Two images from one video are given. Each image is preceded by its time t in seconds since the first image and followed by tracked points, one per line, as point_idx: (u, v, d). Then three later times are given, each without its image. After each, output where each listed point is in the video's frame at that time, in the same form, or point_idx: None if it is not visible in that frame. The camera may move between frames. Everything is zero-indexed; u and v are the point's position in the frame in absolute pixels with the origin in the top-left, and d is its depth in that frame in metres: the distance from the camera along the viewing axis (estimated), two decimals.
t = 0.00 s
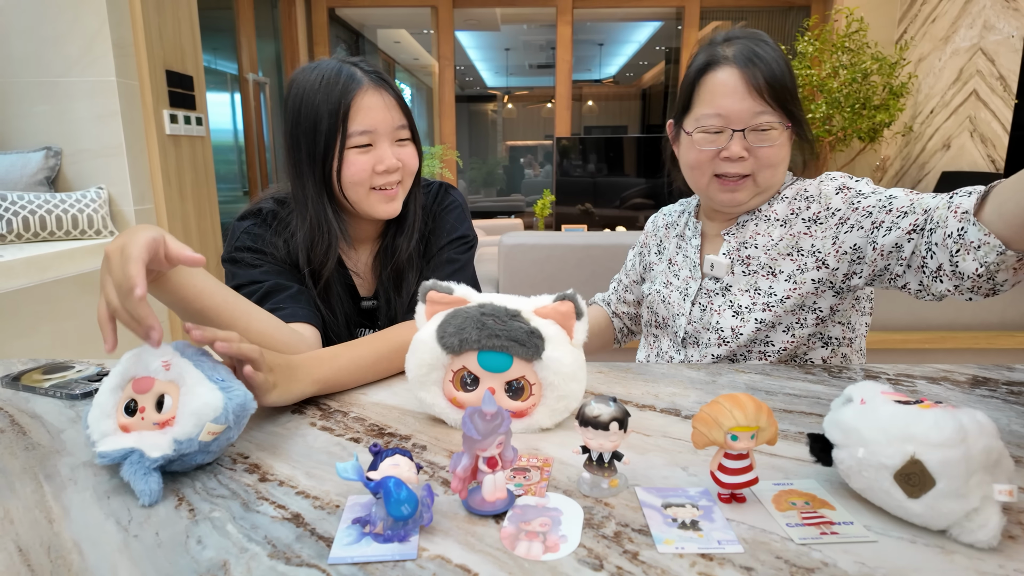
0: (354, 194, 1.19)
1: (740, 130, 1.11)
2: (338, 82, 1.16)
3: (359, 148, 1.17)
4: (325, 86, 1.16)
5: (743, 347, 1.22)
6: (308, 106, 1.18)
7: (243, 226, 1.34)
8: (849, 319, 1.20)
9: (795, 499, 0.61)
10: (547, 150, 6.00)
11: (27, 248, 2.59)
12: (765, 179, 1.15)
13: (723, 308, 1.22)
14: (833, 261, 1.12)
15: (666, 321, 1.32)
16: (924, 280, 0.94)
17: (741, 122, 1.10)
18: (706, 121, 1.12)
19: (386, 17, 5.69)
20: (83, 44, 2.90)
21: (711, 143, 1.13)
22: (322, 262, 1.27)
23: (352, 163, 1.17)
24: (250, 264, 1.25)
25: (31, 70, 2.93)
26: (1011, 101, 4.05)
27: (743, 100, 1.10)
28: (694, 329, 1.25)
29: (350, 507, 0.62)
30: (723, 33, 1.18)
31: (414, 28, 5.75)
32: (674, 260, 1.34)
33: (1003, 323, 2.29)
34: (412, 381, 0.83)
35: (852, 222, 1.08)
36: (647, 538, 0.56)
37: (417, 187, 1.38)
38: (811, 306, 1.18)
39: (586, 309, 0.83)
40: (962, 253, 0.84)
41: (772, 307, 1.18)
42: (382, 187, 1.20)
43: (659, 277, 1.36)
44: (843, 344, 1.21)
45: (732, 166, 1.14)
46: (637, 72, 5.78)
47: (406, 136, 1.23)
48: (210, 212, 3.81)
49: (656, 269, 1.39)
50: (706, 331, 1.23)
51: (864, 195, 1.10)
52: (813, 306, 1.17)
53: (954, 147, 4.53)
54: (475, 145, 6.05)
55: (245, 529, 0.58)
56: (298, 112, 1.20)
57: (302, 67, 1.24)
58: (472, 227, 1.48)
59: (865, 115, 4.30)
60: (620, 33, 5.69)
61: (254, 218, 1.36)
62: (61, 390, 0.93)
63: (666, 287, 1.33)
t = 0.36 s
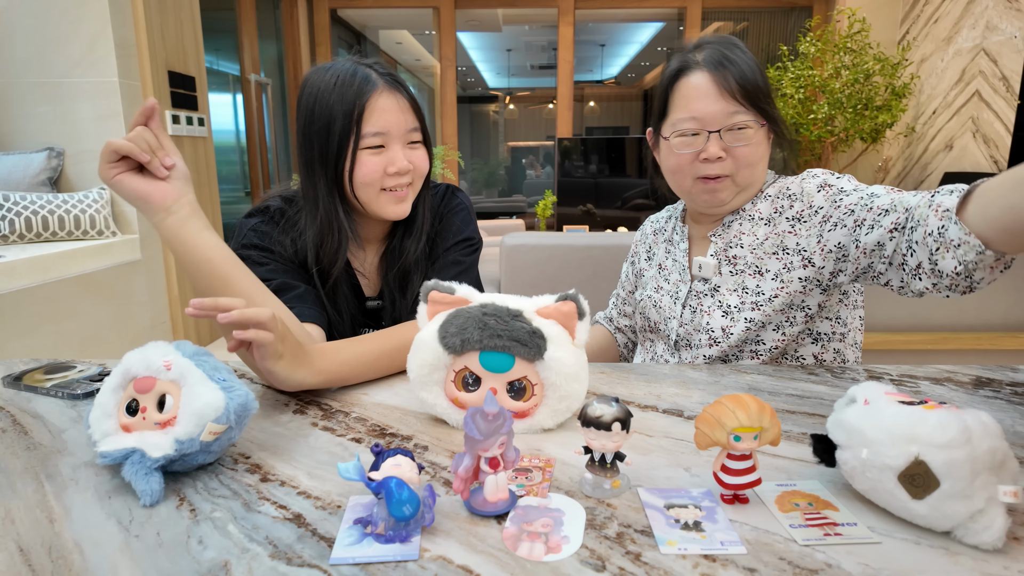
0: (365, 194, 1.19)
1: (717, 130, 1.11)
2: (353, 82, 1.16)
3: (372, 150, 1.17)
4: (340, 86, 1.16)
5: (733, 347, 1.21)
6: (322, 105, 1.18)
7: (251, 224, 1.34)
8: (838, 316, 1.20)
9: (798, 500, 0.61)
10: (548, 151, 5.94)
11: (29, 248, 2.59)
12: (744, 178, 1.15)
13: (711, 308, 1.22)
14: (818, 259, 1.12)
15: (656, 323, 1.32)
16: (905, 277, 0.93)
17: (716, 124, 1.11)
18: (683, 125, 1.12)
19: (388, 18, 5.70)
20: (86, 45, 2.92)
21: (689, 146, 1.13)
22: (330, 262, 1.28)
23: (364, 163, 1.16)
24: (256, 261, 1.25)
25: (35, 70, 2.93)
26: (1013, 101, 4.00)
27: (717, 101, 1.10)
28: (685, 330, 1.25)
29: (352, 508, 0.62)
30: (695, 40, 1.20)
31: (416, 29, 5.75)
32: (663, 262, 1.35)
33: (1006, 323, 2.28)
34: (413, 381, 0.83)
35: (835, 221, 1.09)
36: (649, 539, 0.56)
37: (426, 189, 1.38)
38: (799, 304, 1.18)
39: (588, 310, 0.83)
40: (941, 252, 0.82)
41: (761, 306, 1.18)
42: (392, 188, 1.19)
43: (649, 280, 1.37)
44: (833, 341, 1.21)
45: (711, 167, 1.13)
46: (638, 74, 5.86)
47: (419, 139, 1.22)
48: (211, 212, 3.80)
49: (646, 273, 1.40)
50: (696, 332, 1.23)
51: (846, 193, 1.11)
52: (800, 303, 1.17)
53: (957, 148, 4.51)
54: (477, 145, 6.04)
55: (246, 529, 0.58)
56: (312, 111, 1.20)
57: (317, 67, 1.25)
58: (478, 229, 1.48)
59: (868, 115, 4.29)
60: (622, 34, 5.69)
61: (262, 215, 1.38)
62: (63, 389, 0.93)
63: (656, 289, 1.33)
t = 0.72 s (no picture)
0: (387, 194, 1.19)
1: (689, 127, 1.13)
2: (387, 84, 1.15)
3: (400, 151, 1.16)
4: (373, 87, 1.16)
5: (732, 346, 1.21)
6: (351, 104, 1.17)
7: (265, 217, 1.34)
8: (835, 312, 1.20)
9: (801, 500, 0.61)
10: (549, 151, 5.94)
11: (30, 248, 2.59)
12: (717, 177, 1.15)
13: (708, 308, 1.21)
14: (813, 258, 1.12)
15: (654, 323, 1.32)
16: (899, 275, 0.95)
17: (688, 120, 1.13)
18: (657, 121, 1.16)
19: (389, 18, 5.68)
20: (87, 44, 2.92)
21: (662, 140, 1.16)
22: (345, 260, 1.28)
23: (390, 163, 1.16)
24: (270, 255, 1.25)
25: (37, 70, 2.93)
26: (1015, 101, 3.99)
27: (691, 98, 1.13)
28: (683, 331, 1.25)
29: (352, 508, 0.61)
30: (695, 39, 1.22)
31: (416, 29, 5.75)
32: (660, 262, 1.34)
33: (1009, 323, 2.27)
34: (414, 381, 0.82)
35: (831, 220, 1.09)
36: (652, 539, 0.55)
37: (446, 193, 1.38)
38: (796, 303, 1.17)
39: (589, 309, 0.82)
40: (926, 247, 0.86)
41: (759, 307, 1.17)
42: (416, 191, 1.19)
43: (647, 279, 1.36)
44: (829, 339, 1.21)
45: (684, 162, 1.15)
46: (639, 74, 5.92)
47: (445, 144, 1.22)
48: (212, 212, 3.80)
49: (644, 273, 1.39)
50: (694, 332, 1.23)
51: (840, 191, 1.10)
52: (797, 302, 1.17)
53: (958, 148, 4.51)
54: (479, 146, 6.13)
55: (246, 529, 0.58)
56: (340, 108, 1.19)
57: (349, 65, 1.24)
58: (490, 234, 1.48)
59: (868, 115, 4.29)
60: (623, 34, 5.71)
61: (277, 209, 1.37)
62: (63, 389, 0.92)
63: (653, 289, 1.33)
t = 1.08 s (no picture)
0: (408, 185, 1.19)
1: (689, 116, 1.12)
2: (413, 77, 1.16)
3: (423, 142, 1.16)
4: (398, 80, 1.16)
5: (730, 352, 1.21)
6: (376, 96, 1.17)
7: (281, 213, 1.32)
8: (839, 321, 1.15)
9: (804, 499, 0.60)
10: (550, 150, 5.95)
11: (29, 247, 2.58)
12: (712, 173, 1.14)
13: (707, 311, 1.22)
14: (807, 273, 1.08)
15: (658, 318, 1.34)
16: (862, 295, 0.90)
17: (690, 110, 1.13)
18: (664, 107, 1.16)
19: (389, 17, 5.67)
20: (86, 44, 2.91)
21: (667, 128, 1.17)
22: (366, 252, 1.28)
23: (413, 155, 1.16)
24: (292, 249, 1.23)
25: (36, 70, 2.93)
26: (1015, 101, 3.99)
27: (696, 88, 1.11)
28: (685, 330, 1.26)
29: (352, 507, 0.61)
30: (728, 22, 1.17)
31: (415, 28, 5.74)
32: (670, 256, 1.35)
33: (1010, 323, 2.27)
34: (414, 380, 0.82)
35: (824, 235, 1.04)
36: (654, 539, 0.55)
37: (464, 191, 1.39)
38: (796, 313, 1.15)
39: (590, 307, 0.82)
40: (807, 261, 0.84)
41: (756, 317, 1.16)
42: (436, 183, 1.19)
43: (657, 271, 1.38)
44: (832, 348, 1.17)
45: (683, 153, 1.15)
46: (638, 74, 5.82)
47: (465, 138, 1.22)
48: (212, 211, 3.79)
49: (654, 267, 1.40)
50: (695, 332, 1.25)
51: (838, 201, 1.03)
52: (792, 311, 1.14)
53: (959, 148, 4.51)
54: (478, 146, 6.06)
55: (244, 528, 0.58)
56: (364, 100, 1.18)
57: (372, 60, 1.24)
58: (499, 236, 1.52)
59: (868, 115, 4.29)
60: (623, 33, 5.68)
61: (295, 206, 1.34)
62: (62, 388, 0.92)
63: (661, 282, 1.35)
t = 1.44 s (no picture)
0: (372, 191, 1.16)
1: (681, 108, 1.13)
2: (374, 80, 1.13)
3: (385, 146, 1.13)
4: (360, 81, 1.13)
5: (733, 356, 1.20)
6: (338, 99, 1.14)
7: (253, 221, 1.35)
8: (837, 324, 1.17)
9: (805, 499, 0.60)
10: (549, 150, 5.95)
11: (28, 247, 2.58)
12: (705, 163, 1.14)
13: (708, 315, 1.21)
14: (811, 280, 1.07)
15: (657, 319, 1.33)
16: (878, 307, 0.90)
17: (683, 101, 1.14)
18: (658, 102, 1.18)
19: (388, 18, 5.67)
20: (85, 43, 2.91)
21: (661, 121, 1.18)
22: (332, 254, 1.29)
23: (376, 159, 1.13)
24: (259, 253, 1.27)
25: (35, 70, 2.92)
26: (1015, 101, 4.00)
27: (690, 78, 1.13)
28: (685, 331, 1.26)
29: (351, 506, 0.61)
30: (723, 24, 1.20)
31: (415, 28, 5.74)
32: (669, 257, 1.35)
33: (1010, 322, 2.27)
34: (414, 379, 0.82)
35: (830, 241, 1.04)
36: (654, 538, 0.55)
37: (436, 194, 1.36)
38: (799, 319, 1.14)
39: (590, 306, 0.82)
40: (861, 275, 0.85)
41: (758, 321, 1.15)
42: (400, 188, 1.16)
43: (655, 272, 1.37)
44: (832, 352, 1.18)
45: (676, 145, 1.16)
46: (639, 74, 5.88)
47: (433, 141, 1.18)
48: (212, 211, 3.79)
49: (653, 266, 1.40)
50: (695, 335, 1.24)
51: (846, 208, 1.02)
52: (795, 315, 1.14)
53: (958, 148, 4.51)
54: (478, 145, 6.04)
55: (243, 528, 0.57)
56: (326, 103, 1.16)
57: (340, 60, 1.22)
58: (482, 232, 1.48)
59: (868, 115, 4.29)
60: (622, 33, 5.69)
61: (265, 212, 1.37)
62: (60, 388, 0.92)
63: (660, 283, 1.34)
